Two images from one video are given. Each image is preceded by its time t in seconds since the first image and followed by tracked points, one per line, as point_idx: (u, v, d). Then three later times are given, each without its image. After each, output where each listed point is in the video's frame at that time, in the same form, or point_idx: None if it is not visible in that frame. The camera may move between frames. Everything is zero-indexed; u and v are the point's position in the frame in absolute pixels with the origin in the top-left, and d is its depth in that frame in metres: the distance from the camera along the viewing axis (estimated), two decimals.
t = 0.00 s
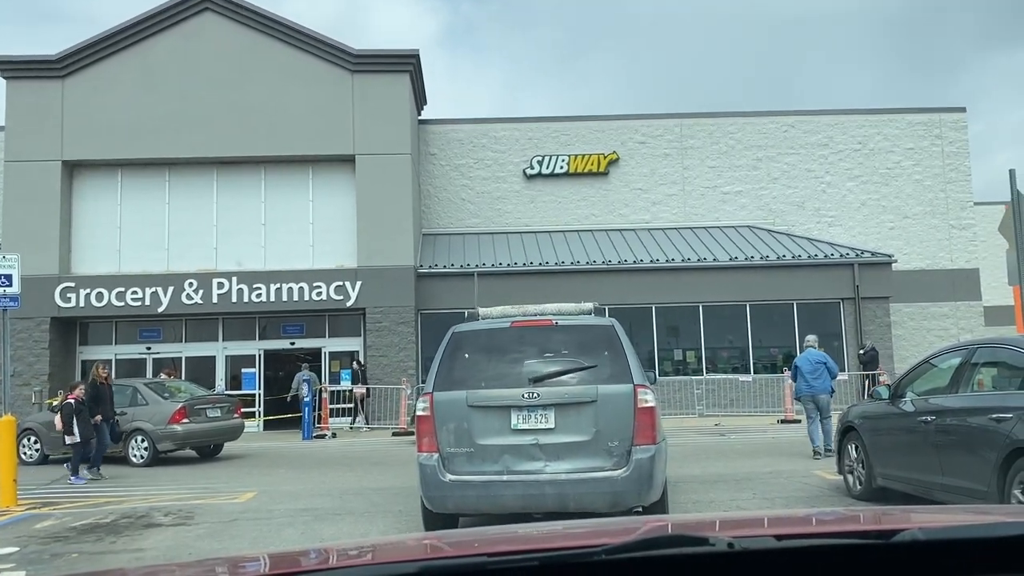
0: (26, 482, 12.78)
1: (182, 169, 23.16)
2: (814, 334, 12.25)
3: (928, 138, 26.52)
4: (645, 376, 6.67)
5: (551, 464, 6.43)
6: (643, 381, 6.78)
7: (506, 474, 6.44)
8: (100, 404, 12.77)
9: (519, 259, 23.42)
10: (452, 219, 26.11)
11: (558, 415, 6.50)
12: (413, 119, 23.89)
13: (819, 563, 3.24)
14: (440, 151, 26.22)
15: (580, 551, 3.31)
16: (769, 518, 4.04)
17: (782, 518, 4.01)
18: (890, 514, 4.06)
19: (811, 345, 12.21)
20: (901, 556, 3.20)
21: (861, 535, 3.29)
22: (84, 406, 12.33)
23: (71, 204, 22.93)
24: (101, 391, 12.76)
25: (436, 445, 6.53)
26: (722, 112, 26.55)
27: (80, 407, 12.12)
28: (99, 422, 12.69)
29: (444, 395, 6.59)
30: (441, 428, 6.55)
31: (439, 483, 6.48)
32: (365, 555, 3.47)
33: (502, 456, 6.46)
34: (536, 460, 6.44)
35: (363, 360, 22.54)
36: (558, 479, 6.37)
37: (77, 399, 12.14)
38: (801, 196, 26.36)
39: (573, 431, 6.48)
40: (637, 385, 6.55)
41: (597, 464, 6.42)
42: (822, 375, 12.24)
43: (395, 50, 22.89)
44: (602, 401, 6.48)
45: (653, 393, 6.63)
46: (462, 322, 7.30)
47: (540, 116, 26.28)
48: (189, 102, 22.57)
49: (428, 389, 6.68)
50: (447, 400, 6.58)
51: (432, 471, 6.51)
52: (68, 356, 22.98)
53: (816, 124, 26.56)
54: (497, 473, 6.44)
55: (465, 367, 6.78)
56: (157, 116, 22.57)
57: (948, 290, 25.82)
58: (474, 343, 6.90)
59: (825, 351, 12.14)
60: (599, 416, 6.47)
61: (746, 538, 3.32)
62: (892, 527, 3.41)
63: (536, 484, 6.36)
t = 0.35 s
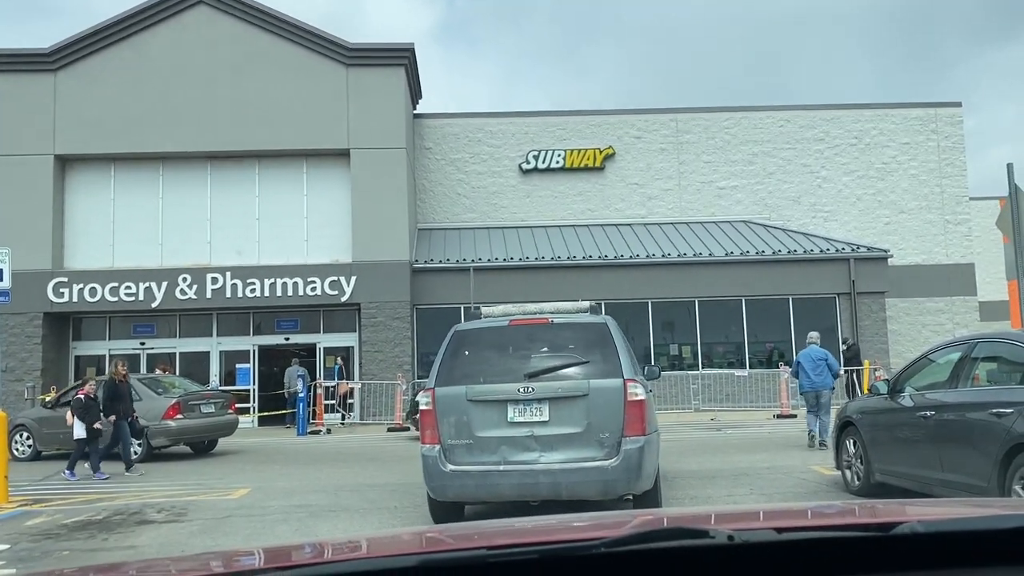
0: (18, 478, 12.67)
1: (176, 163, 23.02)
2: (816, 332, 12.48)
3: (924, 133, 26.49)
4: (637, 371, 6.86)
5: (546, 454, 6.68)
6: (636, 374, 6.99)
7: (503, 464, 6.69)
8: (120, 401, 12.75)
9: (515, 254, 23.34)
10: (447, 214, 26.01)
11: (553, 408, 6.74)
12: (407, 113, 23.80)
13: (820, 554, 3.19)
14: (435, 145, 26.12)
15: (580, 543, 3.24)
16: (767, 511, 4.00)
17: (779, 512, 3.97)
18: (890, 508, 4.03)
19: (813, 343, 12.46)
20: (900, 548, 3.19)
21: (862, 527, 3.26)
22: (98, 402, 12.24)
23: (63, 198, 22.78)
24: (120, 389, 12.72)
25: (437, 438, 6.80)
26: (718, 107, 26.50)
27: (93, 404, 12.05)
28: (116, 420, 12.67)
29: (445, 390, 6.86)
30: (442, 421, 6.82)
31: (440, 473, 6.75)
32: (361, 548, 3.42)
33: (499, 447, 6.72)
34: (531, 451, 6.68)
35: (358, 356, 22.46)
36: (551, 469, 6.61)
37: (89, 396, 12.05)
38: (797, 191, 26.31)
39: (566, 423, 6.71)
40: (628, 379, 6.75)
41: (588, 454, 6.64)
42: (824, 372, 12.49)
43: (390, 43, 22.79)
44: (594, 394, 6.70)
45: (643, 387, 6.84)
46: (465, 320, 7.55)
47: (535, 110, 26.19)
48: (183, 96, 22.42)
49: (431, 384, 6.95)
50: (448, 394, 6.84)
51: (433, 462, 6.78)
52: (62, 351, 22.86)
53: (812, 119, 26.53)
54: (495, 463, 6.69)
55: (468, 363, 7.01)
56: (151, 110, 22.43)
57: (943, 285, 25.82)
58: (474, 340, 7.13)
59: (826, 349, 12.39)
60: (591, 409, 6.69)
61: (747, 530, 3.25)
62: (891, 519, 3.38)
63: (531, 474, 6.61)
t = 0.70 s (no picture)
0: (12, 473, 12.57)
1: (171, 156, 22.86)
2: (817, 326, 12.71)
3: (923, 125, 26.39)
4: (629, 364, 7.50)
5: (545, 441, 7.36)
6: (630, 367, 7.63)
7: (506, 449, 7.39)
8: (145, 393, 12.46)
9: (513, 247, 23.23)
10: (445, 207, 25.88)
11: (552, 398, 7.42)
12: (405, 105, 23.63)
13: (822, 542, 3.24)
14: (432, 138, 25.97)
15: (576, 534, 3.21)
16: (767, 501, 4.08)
17: (776, 503, 4.01)
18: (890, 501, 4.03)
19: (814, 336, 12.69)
20: (906, 537, 3.22)
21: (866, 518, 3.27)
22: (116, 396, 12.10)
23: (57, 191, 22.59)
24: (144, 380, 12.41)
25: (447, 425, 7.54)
26: (716, 99, 26.37)
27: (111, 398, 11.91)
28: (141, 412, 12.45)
29: (454, 381, 7.61)
30: (452, 410, 7.56)
31: (449, 457, 7.48)
32: (358, 541, 3.44)
33: (503, 434, 7.43)
34: (531, 437, 7.38)
35: (356, 349, 22.36)
36: (549, 455, 7.29)
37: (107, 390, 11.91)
38: (796, 183, 26.20)
39: (564, 412, 7.39)
40: (621, 372, 7.40)
41: (584, 441, 7.31)
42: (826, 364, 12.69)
43: (387, 35, 22.63)
44: (590, 385, 7.37)
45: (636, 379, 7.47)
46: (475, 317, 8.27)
47: (533, 102, 26.04)
48: (178, 88, 22.25)
49: (441, 376, 7.70)
50: (457, 385, 7.58)
51: (443, 446, 7.51)
52: (57, 345, 22.74)
53: (811, 111, 26.41)
54: (499, 448, 7.41)
55: (476, 357, 7.74)
56: (146, 102, 22.26)
57: (942, 278, 25.77)
58: (481, 335, 7.86)
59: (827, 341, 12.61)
60: (587, 399, 7.36)
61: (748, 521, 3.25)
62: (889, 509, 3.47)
63: (531, 458, 7.30)
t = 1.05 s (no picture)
0: (8, 468, 12.44)
1: (169, 148, 22.68)
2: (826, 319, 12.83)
3: (927, 117, 26.20)
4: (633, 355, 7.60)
5: (551, 430, 7.57)
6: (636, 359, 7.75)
7: (515, 437, 7.65)
8: (167, 388, 12.38)
9: (514, 240, 23.05)
10: (444, 199, 25.68)
11: (558, 389, 7.62)
12: (404, 96, 23.42)
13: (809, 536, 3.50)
14: (432, 130, 25.78)
15: (569, 531, 3.41)
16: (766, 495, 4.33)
17: (774, 496, 4.26)
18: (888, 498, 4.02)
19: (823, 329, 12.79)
20: (892, 530, 3.51)
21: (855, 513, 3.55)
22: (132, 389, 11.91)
23: (54, 184, 22.42)
24: (169, 374, 12.39)
25: (460, 414, 7.86)
26: (718, 90, 26.19)
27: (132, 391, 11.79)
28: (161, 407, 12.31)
29: (468, 372, 7.91)
30: (465, 400, 7.88)
31: (462, 444, 7.81)
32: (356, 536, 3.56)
33: (512, 422, 7.69)
34: (538, 426, 7.60)
35: (355, 342, 22.22)
36: (554, 443, 7.50)
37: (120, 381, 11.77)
38: (799, 175, 26.02)
39: (570, 402, 7.56)
40: (624, 363, 7.51)
41: (588, 430, 7.47)
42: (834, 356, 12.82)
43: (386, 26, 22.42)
44: (593, 377, 7.52)
45: (640, 370, 7.59)
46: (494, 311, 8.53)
47: (533, 94, 25.85)
48: (175, 79, 22.06)
49: (456, 368, 8.03)
50: (470, 376, 7.90)
51: (456, 434, 7.85)
52: (55, 339, 22.60)
53: (814, 102, 26.23)
54: (507, 436, 7.68)
55: (490, 350, 8.00)
56: (143, 94, 22.06)
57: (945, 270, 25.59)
58: (494, 330, 8.10)
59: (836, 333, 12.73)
60: (591, 390, 7.51)
61: (737, 517, 3.50)
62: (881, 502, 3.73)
63: (536, 446, 7.53)
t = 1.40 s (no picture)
0: (12, 464, 12.36)
1: (174, 142, 22.56)
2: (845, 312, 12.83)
3: (938, 108, 25.93)
4: (646, 348, 8.27)
5: (570, 417, 8.34)
6: (652, 352, 8.42)
7: (538, 423, 8.46)
8: (202, 382, 12.23)
9: (520, 233, 22.88)
10: (450, 193, 25.51)
11: (577, 379, 8.38)
12: (409, 89, 23.26)
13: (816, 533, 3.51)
14: (438, 123, 25.61)
15: (582, 525, 3.45)
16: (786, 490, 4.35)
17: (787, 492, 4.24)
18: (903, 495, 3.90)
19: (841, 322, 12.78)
20: (907, 527, 3.48)
21: (867, 509, 3.54)
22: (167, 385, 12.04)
23: (59, 177, 22.32)
24: (202, 369, 12.19)
25: (491, 401, 8.75)
26: (727, 82, 25.97)
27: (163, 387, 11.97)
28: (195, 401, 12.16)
29: (498, 363, 8.80)
30: (496, 388, 8.76)
31: (491, 429, 8.68)
32: (365, 532, 3.58)
33: (535, 410, 8.50)
34: (558, 413, 8.38)
35: (361, 337, 22.12)
36: (572, 429, 8.27)
37: (154, 377, 11.97)
38: (808, 168, 25.79)
39: (588, 391, 8.32)
40: (637, 356, 8.21)
41: (604, 418, 8.20)
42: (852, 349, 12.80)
43: (391, 17, 22.24)
44: (608, 368, 8.26)
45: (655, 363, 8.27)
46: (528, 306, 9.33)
47: (539, 86, 25.66)
48: (179, 72, 21.92)
49: (488, 359, 8.91)
50: (499, 367, 8.76)
51: (486, 420, 8.73)
52: (60, 334, 22.54)
53: (823, 94, 25.98)
54: (532, 422, 8.49)
55: (518, 342, 8.85)
56: (147, 87, 21.94)
57: (956, 263, 25.35)
58: (522, 324, 8.92)
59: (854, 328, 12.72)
60: (607, 380, 8.25)
61: (751, 512, 3.51)
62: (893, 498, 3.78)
63: (556, 432, 8.32)
